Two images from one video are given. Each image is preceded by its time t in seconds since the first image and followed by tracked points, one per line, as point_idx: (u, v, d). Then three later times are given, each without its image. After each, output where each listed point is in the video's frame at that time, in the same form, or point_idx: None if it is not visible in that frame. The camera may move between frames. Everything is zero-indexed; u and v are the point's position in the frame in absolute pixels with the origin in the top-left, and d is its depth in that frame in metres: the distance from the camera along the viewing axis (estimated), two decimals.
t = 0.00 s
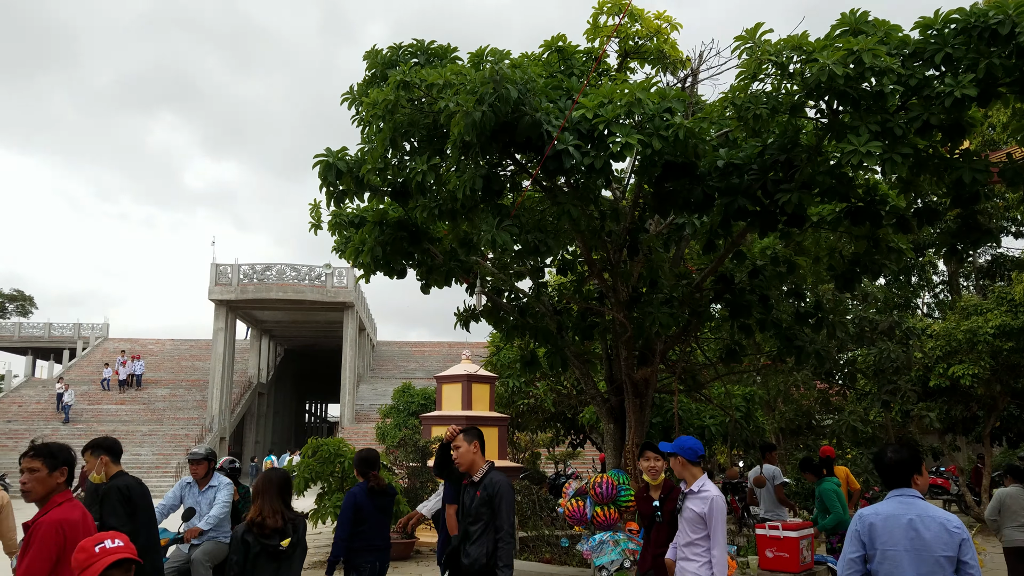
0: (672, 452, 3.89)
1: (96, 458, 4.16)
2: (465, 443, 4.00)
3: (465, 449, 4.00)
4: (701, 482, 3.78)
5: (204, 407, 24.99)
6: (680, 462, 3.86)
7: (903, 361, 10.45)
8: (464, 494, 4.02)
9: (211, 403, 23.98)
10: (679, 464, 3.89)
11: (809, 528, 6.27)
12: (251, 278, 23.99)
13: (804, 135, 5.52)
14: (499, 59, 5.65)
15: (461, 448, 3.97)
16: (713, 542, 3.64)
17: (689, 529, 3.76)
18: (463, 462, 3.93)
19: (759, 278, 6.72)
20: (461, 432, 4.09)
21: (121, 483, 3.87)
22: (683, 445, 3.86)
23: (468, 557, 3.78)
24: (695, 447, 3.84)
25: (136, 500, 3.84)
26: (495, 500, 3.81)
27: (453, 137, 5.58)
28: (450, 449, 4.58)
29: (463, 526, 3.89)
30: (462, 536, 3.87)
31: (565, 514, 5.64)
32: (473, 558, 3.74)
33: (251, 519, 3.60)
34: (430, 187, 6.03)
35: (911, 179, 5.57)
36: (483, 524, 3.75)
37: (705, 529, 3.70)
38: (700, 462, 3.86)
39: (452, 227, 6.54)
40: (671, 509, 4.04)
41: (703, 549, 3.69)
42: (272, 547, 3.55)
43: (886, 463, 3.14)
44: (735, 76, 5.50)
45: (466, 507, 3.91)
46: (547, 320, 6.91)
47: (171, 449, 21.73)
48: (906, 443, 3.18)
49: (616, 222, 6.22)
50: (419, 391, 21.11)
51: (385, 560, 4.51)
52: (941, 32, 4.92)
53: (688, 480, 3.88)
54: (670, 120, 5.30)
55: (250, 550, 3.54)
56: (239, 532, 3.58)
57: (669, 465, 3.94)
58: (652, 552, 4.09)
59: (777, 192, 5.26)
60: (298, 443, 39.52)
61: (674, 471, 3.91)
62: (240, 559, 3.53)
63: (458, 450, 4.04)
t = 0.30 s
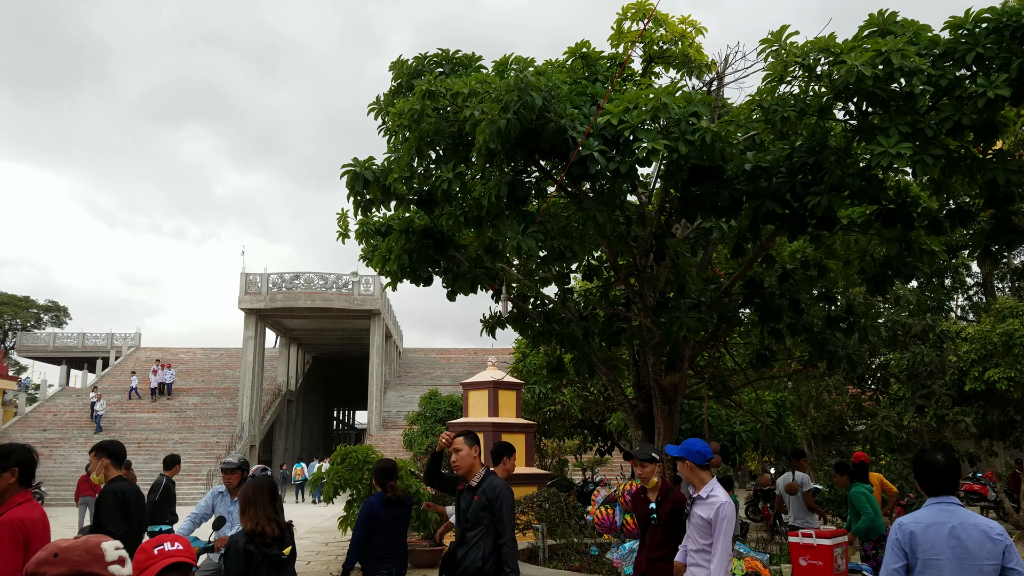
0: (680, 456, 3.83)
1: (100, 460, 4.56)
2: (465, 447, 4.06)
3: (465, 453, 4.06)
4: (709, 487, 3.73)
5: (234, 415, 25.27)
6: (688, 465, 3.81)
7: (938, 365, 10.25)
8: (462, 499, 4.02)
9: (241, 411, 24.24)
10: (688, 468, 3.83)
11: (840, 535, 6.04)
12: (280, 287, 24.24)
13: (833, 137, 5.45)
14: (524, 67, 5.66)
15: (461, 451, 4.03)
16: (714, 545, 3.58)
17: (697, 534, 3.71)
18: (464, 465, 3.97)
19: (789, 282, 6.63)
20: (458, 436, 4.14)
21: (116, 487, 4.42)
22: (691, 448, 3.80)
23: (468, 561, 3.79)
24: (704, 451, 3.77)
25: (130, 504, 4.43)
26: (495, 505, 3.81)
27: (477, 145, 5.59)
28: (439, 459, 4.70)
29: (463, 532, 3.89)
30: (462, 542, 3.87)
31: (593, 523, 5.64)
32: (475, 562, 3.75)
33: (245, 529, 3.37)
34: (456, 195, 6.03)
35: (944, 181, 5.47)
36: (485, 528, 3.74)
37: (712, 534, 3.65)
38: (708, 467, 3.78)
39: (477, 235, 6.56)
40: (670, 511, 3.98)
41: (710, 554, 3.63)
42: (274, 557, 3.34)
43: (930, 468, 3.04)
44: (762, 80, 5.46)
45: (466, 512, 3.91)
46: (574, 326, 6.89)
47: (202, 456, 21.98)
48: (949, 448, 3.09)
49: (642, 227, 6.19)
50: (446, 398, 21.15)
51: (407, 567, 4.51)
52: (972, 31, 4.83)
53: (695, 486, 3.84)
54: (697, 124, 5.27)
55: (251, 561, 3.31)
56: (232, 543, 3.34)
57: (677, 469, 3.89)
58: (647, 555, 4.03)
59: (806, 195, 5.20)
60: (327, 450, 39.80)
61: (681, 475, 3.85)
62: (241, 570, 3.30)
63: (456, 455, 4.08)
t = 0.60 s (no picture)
0: (689, 465, 3.72)
1: (94, 473, 4.42)
2: (464, 460, 3.98)
3: (464, 466, 4.00)
4: (716, 499, 3.68)
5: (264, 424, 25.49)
6: (698, 475, 3.71)
7: (974, 372, 10.03)
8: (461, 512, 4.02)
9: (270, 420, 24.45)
10: (694, 479, 3.73)
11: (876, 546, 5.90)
12: (308, 296, 24.47)
13: (864, 141, 5.38)
14: (549, 76, 5.67)
15: (461, 465, 3.95)
16: (727, 558, 3.54)
17: (707, 548, 3.65)
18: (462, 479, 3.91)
19: (821, 288, 6.54)
20: (454, 448, 4.05)
21: (108, 502, 4.37)
22: (700, 457, 3.72)
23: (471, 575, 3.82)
24: (712, 459, 3.72)
25: (120, 516, 4.37)
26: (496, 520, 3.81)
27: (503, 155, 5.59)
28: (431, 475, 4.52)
29: (464, 546, 3.91)
30: (464, 555, 3.89)
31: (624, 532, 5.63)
32: None
33: (237, 543, 3.43)
34: (482, 204, 6.03)
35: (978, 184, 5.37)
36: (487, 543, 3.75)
37: (723, 547, 3.61)
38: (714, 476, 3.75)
39: (503, 244, 6.56)
40: (676, 522, 3.92)
41: (721, 567, 3.59)
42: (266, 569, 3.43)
43: (973, 476, 2.96)
44: (790, 84, 5.41)
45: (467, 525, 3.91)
46: (601, 334, 6.86)
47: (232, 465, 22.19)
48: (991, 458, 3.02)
49: (669, 234, 6.15)
50: (472, 407, 21.15)
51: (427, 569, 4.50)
52: (1006, 32, 4.75)
53: (701, 496, 3.75)
54: (724, 129, 5.23)
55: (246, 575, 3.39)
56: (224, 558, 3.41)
57: (683, 480, 3.77)
58: (653, 564, 3.99)
59: (837, 200, 5.14)
60: (354, 459, 39.97)
61: (688, 485, 3.75)
62: None
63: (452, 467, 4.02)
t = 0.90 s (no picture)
0: (688, 469, 3.48)
1: (85, 479, 4.50)
2: (454, 465, 3.87)
3: (454, 472, 3.89)
4: (709, 504, 3.45)
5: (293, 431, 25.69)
6: (696, 480, 3.48)
7: (1013, 378, 9.80)
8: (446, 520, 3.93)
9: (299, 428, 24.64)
10: (690, 483, 3.50)
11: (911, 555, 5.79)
12: (336, 305, 24.65)
13: (896, 144, 5.30)
14: (574, 82, 5.67)
15: (453, 470, 3.86)
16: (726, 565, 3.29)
17: (700, 555, 3.41)
18: (454, 487, 3.84)
19: (853, 293, 6.44)
20: (443, 453, 3.93)
21: (92, 508, 4.35)
22: (698, 460, 3.51)
23: None
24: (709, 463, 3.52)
25: (104, 522, 4.36)
26: (485, 530, 3.76)
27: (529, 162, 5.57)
28: (424, 484, 4.37)
29: (448, 554, 3.83)
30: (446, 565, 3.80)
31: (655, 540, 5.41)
32: None
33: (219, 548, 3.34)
34: (508, 212, 6.03)
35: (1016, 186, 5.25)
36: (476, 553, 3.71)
37: (718, 554, 3.36)
38: (708, 482, 3.54)
39: (530, 251, 6.56)
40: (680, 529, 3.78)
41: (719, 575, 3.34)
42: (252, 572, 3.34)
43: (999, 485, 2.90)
44: (819, 87, 5.35)
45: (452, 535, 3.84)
46: (629, 340, 6.83)
47: (262, 472, 22.39)
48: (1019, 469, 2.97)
49: (698, 239, 6.10)
50: (499, 414, 21.12)
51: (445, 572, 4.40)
52: None
53: (694, 503, 3.52)
54: (753, 133, 5.18)
55: None
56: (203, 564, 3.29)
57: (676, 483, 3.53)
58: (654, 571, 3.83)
59: (869, 204, 5.06)
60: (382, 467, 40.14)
61: (683, 489, 3.52)
62: None
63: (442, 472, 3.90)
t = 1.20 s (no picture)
0: (679, 472, 3.50)
1: (95, 488, 4.35)
2: (441, 472, 3.69)
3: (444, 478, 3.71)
4: (705, 505, 3.42)
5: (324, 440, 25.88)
6: (687, 483, 3.48)
7: None
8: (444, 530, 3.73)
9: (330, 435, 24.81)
10: (684, 487, 3.50)
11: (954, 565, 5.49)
12: (365, 313, 24.81)
13: (930, 145, 5.22)
14: (600, 89, 5.67)
15: (439, 477, 3.68)
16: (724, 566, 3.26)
17: (698, 559, 3.37)
18: (443, 492, 3.65)
19: (888, 297, 6.34)
20: (435, 459, 3.78)
21: (95, 516, 4.21)
22: (690, 463, 3.52)
23: None
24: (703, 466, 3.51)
25: (104, 531, 4.18)
26: (476, 536, 3.53)
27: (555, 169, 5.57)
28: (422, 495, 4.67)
29: (445, 564, 3.63)
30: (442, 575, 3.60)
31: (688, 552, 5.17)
32: None
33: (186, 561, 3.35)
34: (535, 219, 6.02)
35: None
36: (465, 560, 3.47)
37: (715, 556, 3.32)
38: (704, 484, 3.51)
39: (557, 259, 6.56)
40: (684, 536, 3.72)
41: None
42: None
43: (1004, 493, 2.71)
44: (849, 89, 5.29)
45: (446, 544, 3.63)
46: (658, 347, 6.79)
47: (293, 479, 22.57)
48: None
49: (727, 244, 6.05)
50: (527, 422, 21.10)
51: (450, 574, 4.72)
52: None
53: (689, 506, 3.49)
54: (782, 136, 5.14)
55: None
56: None
57: (671, 487, 3.54)
58: None
59: (902, 207, 4.99)
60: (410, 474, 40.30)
61: (677, 493, 3.51)
62: None
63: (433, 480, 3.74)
